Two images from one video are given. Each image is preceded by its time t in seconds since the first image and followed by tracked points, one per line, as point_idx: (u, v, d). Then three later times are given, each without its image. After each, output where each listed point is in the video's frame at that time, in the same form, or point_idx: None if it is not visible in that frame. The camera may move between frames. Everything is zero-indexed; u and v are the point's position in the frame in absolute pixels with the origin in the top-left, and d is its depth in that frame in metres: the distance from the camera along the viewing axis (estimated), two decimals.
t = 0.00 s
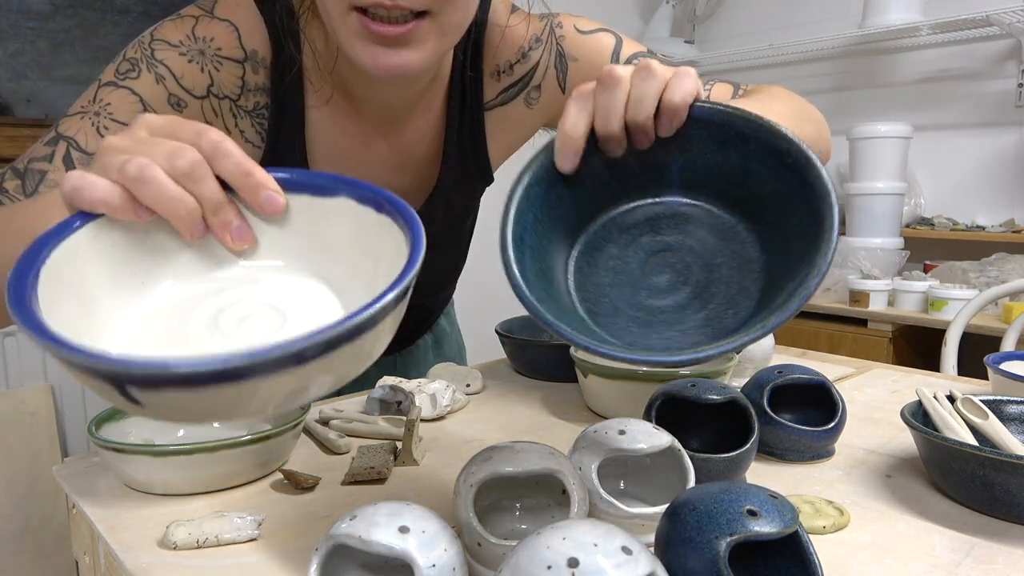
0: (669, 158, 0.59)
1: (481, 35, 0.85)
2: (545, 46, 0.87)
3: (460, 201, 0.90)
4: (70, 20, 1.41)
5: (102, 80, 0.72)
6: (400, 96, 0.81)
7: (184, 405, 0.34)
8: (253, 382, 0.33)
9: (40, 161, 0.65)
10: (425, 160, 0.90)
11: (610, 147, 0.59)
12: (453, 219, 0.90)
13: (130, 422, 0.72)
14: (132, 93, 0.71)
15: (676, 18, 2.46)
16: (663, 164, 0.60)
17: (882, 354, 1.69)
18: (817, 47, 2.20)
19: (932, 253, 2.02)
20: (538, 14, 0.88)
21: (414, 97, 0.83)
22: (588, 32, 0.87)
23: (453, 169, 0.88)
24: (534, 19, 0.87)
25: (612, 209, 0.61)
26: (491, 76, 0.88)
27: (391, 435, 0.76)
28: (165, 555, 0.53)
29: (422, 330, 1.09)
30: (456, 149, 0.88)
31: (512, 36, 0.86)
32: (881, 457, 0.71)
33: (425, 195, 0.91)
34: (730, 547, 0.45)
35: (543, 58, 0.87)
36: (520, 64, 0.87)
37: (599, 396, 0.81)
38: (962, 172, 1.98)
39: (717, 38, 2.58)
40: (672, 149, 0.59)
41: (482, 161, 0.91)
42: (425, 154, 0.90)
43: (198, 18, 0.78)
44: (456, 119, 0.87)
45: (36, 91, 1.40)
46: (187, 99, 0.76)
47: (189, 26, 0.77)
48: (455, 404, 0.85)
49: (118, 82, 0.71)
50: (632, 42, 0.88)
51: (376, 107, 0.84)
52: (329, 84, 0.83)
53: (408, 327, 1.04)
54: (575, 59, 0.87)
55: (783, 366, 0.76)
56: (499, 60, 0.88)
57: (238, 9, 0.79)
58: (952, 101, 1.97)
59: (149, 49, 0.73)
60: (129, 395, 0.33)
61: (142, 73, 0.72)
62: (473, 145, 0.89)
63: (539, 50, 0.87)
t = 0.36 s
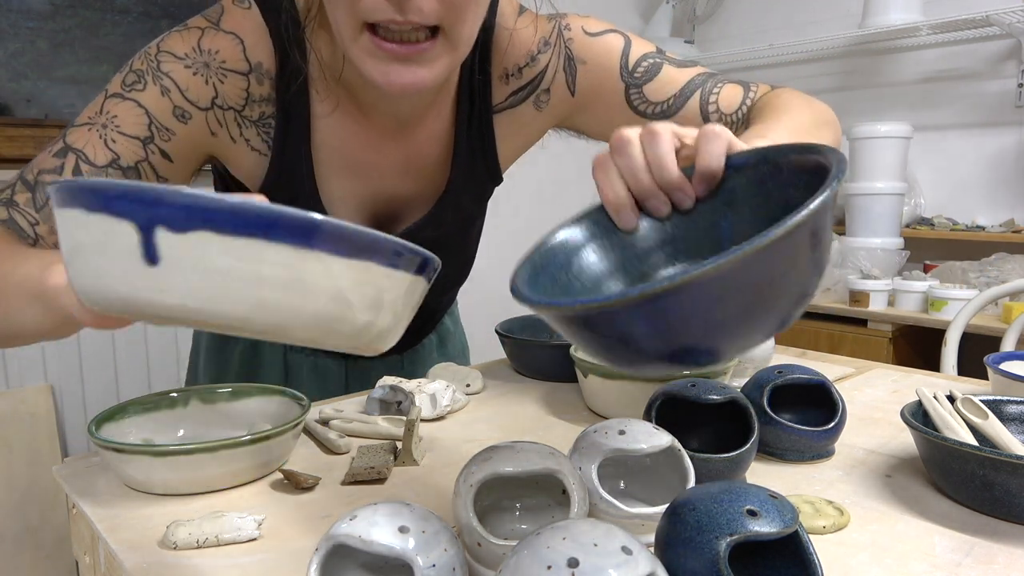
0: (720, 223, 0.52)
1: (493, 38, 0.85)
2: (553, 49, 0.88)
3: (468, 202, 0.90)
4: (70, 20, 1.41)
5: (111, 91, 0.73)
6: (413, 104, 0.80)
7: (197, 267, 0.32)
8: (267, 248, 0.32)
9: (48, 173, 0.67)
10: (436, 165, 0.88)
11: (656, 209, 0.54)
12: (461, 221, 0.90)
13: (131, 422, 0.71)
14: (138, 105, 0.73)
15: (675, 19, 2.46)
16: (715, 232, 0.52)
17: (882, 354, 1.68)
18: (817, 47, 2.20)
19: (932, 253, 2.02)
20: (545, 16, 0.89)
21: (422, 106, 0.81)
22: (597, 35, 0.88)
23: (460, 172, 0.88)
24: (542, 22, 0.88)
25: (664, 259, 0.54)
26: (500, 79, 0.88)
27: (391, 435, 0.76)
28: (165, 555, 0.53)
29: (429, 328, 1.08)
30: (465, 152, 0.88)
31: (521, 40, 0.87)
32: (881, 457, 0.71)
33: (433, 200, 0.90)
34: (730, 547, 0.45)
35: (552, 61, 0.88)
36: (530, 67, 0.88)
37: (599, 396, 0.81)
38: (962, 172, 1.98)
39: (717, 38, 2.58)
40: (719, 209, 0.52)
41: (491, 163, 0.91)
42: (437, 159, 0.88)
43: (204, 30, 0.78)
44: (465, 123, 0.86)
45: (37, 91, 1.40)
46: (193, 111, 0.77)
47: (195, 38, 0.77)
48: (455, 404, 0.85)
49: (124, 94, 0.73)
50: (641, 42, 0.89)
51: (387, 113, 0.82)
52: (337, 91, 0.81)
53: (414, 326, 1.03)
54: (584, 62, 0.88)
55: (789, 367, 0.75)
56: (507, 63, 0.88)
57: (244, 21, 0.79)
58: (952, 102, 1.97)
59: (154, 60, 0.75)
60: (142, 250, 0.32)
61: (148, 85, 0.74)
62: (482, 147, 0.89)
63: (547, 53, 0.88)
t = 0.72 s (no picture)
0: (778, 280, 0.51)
1: (508, 64, 0.84)
2: (568, 78, 0.87)
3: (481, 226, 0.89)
4: (71, 20, 1.41)
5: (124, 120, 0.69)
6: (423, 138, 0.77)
7: (254, 227, 0.29)
8: (330, 230, 0.31)
9: (69, 203, 0.63)
10: (449, 190, 0.87)
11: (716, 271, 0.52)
12: (471, 242, 0.90)
13: (130, 422, 0.71)
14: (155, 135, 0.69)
15: (676, 18, 2.46)
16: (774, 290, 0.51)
17: (882, 354, 1.68)
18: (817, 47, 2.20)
19: (932, 253, 2.02)
20: (560, 42, 0.89)
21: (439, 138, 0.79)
22: (611, 63, 0.88)
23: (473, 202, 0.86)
24: (557, 49, 0.88)
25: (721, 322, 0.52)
26: (514, 106, 0.87)
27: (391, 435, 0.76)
28: (165, 555, 0.53)
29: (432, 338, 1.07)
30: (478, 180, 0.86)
31: (536, 67, 0.86)
32: (881, 457, 0.71)
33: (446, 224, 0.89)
34: (730, 547, 0.44)
35: (567, 89, 0.87)
36: (544, 95, 0.87)
37: (599, 396, 0.81)
38: (962, 172, 1.98)
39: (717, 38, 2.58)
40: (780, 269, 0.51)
41: (504, 188, 0.90)
42: (451, 181, 0.86)
43: (223, 62, 0.75)
44: (479, 153, 0.84)
45: (37, 91, 1.40)
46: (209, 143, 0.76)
47: (213, 71, 0.74)
48: (455, 405, 0.85)
49: (142, 125, 0.69)
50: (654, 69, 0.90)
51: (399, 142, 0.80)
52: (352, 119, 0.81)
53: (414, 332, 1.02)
54: (598, 91, 0.87)
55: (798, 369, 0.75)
56: (521, 91, 0.87)
57: (263, 53, 0.77)
58: (952, 102, 1.97)
59: (174, 92, 0.71)
60: (198, 201, 0.30)
61: (167, 117, 0.70)
62: (495, 174, 0.88)
63: (562, 81, 0.87)
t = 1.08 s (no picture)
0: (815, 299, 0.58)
1: (511, 52, 0.84)
2: (572, 66, 0.86)
3: (484, 215, 0.89)
4: (70, 20, 1.41)
5: (131, 108, 0.66)
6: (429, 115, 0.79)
7: (323, 105, 0.37)
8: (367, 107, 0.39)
9: (69, 188, 0.63)
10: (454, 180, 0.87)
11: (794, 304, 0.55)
12: (476, 234, 0.90)
13: (130, 422, 0.71)
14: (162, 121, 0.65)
15: (675, 19, 2.46)
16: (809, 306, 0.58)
17: (882, 355, 1.68)
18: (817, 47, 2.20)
19: (932, 253, 2.02)
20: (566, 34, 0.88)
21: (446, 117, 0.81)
22: (615, 54, 0.86)
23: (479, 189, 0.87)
24: (562, 39, 0.87)
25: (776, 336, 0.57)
26: (518, 95, 0.87)
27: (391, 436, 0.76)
28: (165, 555, 0.53)
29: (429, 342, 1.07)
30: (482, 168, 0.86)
31: (540, 56, 0.86)
32: (881, 458, 0.71)
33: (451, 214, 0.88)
34: (730, 547, 0.44)
35: (571, 77, 0.86)
36: (548, 83, 0.86)
37: (599, 396, 0.81)
38: (962, 173, 1.98)
39: (717, 38, 2.58)
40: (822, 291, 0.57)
41: (508, 177, 0.89)
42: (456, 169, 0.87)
43: (224, 55, 0.72)
44: (483, 140, 0.85)
45: (37, 91, 1.40)
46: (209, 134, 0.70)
47: (216, 63, 0.71)
48: (455, 405, 0.85)
49: (146, 114, 0.66)
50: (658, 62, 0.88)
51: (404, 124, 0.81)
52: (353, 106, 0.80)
53: (417, 333, 1.02)
54: (602, 80, 0.86)
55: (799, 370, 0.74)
56: (526, 79, 0.86)
57: (263, 48, 0.75)
58: (952, 102, 1.97)
59: (178, 82, 0.67)
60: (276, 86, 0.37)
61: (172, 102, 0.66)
62: (500, 163, 0.88)
63: (565, 70, 0.86)
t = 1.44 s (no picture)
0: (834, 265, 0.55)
1: (507, 44, 0.83)
2: (570, 59, 0.85)
3: (484, 210, 0.89)
4: (70, 20, 1.41)
5: (124, 118, 0.66)
6: (419, 104, 0.80)
7: (304, 113, 0.37)
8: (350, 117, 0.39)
9: (69, 201, 0.63)
10: (450, 174, 0.87)
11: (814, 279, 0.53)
12: (476, 228, 0.90)
13: (130, 422, 0.72)
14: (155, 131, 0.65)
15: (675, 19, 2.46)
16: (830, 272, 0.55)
17: (882, 355, 1.68)
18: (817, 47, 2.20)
19: (932, 253, 2.02)
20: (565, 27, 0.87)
21: (438, 107, 0.81)
22: (612, 47, 0.86)
23: (477, 185, 0.86)
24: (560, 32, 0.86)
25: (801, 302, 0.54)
26: (516, 87, 0.85)
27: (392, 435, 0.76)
28: (165, 555, 0.53)
29: (433, 338, 1.07)
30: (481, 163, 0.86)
31: (538, 47, 0.85)
32: (881, 457, 0.71)
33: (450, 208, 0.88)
34: (730, 547, 0.44)
35: (569, 69, 0.85)
36: (546, 75, 0.85)
37: (599, 396, 0.81)
38: (963, 172, 1.98)
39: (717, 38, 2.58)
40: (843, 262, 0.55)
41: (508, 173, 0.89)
42: (454, 164, 0.87)
43: (216, 60, 0.72)
44: (481, 133, 0.84)
45: (37, 91, 1.40)
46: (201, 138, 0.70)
47: (207, 69, 0.71)
48: (455, 404, 0.85)
49: (140, 123, 0.65)
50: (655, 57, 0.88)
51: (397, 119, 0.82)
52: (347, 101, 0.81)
53: (418, 331, 1.02)
54: (600, 73, 0.85)
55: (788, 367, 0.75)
56: (524, 71, 0.85)
57: (254, 51, 0.74)
58: (952, 101, 1.97)
59: (170, 90, 0.67)
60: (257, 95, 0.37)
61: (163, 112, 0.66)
62: (498, 158, 0.87)
63: (564, 62, 0.85)
